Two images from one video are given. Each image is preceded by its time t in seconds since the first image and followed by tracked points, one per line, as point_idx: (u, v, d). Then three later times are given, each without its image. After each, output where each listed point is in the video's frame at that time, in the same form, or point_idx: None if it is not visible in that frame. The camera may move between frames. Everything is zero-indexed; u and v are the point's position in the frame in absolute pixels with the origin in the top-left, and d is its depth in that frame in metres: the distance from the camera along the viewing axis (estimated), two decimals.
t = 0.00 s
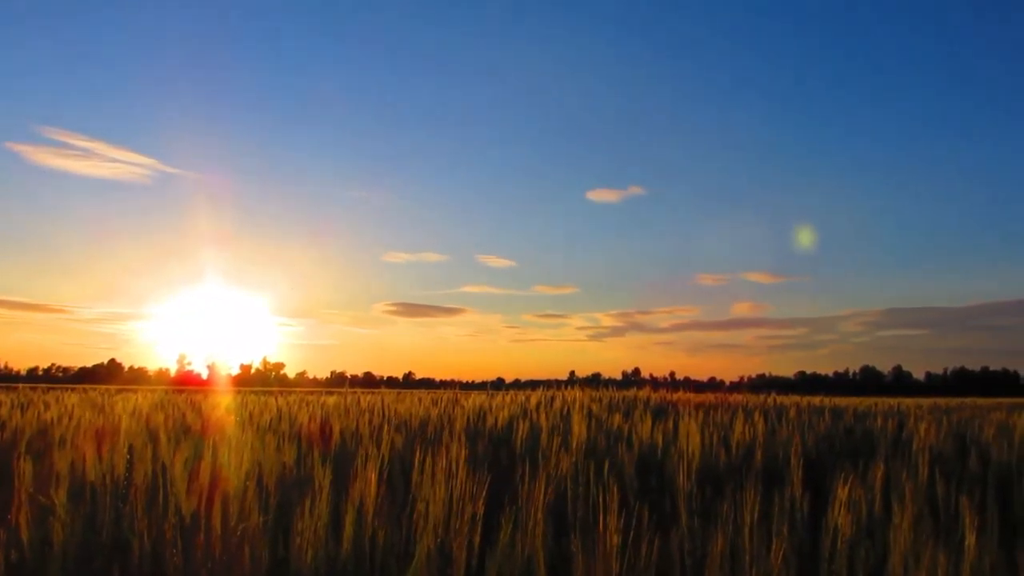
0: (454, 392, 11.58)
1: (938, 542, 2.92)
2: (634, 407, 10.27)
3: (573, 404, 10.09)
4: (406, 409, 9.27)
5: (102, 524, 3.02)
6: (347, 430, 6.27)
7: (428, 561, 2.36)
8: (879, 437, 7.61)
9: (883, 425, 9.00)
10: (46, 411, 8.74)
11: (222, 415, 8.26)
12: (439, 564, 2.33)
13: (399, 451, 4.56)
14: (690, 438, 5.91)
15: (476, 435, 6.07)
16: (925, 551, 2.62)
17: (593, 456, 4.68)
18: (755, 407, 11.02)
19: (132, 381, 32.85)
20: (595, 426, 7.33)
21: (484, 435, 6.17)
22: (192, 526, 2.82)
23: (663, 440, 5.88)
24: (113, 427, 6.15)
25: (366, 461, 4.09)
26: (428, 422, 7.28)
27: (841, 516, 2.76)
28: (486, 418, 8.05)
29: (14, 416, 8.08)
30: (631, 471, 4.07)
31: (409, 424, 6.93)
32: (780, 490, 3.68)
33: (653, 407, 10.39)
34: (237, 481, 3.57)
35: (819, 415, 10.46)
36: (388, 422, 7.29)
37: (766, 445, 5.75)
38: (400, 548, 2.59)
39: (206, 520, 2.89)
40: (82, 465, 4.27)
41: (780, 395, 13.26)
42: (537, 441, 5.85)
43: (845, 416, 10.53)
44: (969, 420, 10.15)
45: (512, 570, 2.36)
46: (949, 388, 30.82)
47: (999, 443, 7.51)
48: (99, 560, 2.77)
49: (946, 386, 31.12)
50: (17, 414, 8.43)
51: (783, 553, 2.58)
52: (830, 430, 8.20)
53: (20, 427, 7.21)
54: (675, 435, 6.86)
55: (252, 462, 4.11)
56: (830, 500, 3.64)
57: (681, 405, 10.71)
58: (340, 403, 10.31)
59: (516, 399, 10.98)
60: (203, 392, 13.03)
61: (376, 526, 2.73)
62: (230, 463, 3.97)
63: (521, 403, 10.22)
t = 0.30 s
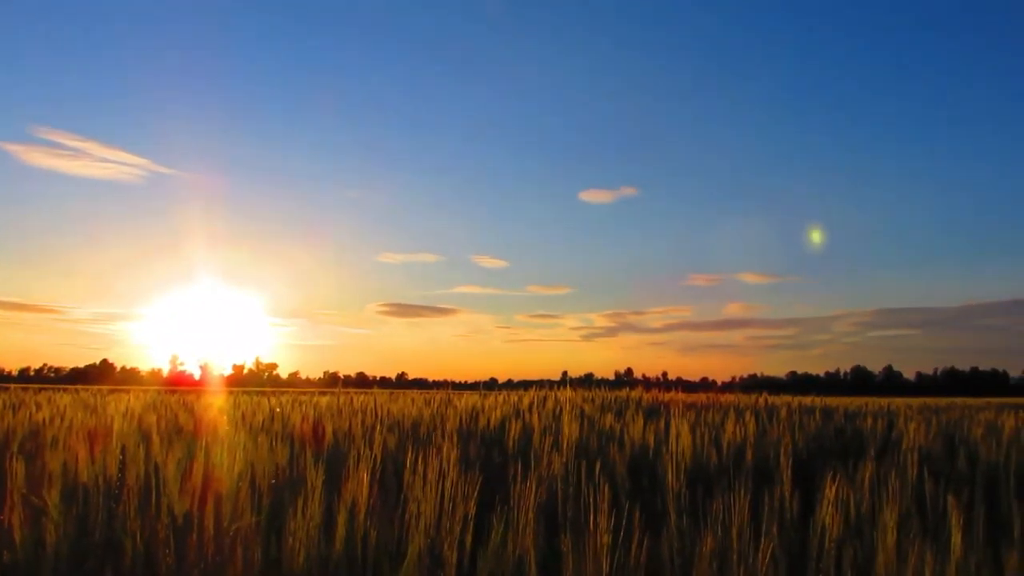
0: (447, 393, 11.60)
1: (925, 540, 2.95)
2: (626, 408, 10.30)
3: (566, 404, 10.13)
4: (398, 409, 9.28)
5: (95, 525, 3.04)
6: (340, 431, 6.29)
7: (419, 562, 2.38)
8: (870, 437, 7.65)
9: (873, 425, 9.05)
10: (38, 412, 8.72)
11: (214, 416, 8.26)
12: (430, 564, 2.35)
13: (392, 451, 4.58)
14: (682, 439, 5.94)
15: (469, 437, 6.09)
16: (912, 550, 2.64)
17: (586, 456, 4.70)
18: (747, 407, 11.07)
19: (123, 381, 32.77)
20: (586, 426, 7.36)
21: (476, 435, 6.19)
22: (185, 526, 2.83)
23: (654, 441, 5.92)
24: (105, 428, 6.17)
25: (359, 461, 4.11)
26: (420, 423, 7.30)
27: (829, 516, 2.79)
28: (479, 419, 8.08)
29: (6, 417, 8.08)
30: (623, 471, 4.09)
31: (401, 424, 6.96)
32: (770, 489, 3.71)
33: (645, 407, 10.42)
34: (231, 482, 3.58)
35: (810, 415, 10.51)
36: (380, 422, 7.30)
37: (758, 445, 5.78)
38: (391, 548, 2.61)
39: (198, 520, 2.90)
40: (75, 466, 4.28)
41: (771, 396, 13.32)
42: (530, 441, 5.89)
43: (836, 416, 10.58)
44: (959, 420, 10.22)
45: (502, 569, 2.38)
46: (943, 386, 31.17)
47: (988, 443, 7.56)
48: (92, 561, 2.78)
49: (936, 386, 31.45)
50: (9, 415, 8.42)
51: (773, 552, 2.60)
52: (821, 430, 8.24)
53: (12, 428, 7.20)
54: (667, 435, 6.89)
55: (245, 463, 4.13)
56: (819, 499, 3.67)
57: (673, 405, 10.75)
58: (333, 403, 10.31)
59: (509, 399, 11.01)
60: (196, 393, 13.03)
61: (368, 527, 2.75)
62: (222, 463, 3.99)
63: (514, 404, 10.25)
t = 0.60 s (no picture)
0: (437, 394, 11.62)
1: (907, 539, 2.98)
2: (616, 408, 10.34)
3: (556, 405, 10.16)
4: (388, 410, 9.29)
5: (82, 525, 3.04)
6: (330, 432, 6.30)
7: (405, 562, 2.40)
8: (857, 437, 7.70)
9: (861, 425, 9.11)
10: (26, 412, 8.70)
11: (204, 416, 8.26)
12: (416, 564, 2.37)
13: (380, 451, 4.60)
14: (670, 440, 5.97)
15: (458, 437, 6.11)
16: (894, 550, 2.68)
17: (574, 456, 4.73)
18: (736, 407, 11.12)
19: (113, 381, 32.66)
20: (576, 426, 7.39)
21: (466, 436, 6.20)
22: (173, 527, 2.84)
23: (643, 441, 5.95)
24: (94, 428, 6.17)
25: (347, 462, 4.12)
26: (410, 424, 7.32)
27: (811, 516, 2.82)
28: (469, 419, 8.10)
29: None
30: (611, 471, 4.11)
31: (390, 424, 6.97)
32: (756, 489, 3.74)
33: (635, 408, 10.46)
34: (219, 483, 3.59)
35: (799, 415, 10.57)
36: (370, 423, 7.31)
37: (745, 446, 5.82)
38: (378, 547, 2.62)
39: (186, 520, 2.91)
40: (63, 466, 4.28)
41: (761, 396, 13.38)
42: (519, 441, 5.91)
43: (825, 416, 10.65)
44: (946, 420, 10.29)
45: (488, 569, 2.40)
46: (931, 386, 31.41)
47: (974, 443, 7.62)
48: (79, 561, 2.79)
49: (925, 386, 31.67)
50: None
51: (756, 552, 2.63)
52: (809, 430, 8.29)
53: None
54: (656, 436, 6.92)
55: (234, 464, 4.14)
56: (803, 499, 3.70)
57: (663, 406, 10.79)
58: (323, 403, 10.31)
59: (499, 399, 11.04)
60: (186, 393, 13.01)
61: (355, 527, 2.77)
62: (211, 464, 4.00)
63: (504, 404, 10.28)
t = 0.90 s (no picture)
0: (426, 393, 11.61)
1: (889, 539, 3.01)
2: (605, 408, 10.36)
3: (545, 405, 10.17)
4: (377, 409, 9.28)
5: (67, 526, 3.03)
6: (318, 431, 6.28)
7: (390, 562, 2.41)
8: (844, 437, 7.73)
9: (849, 425, 9.16)
10: (13, 412, 8.64)
11: (192, 416, 8.23)
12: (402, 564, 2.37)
13: (368, 451, 4.59)
14: (659, 440, 5.99)
15: (447, 437, 6.11)
16: (876, 550, 2.70)
17: (561, 456, 4.74)
18: (724, 407, 11.15)
19: (101, 380, 32.50)
20: (564, 426, 7.40)
21: (454, 436, 6.20)
22: (158, 528, 2.83)
23: (631, 441, 5.97)
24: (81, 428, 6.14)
25: (334, 462, 4.12)
26: (399, 423, 7.31)
27: (794, 517, 2.84)
28: (457, 419, 8.10)
29: None
30: (598, 471, 4.13)
31: (379, 424, 6.97)
32: (742, 489, 3.75)
33: (624, 408, 10.48)
34: (205, 483, 3.58)
35: (787, 415, 10.62)
36: (358, 422, 7.30)
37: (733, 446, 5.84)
38: (363, 547, 2.62)
39: (172, 521, 2.90)
40: (48, 466, 4.26)
41: (750, 396, 13.44)
42: (507, 440, 5.93)
43: (813, 416, 10.70)
44: (933, 420, 10.35)
45: (473, 569, 2.41)
46: (918, 387, 31.63)
47: (960, 443, 7.66)
48: (63, 562, 2.78)
49: (912, 386, 31.91)
50: None
51: (739, 551, 2.65)
52: (796, 430, 8.32)
53: None
54: (644, 436, 6.94)
55: (221, 464, 4.13)
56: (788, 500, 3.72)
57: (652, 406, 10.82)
58: (312, 403, 10.28)
59: (489, 399, 11.04)
60: (174, 392, 12.96)
61: (341, 527, 2.77)
62: (198, 464, 3.98)
63: (493, 404, 10.28)
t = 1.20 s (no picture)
0: (415, 393, 11.62)
1: (872, 537, 3.05)
2: (594, 408, 10.40)
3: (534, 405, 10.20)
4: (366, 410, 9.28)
5: (52, 526, 3.03)
6: (306, 431, 6.29)
7: (377, 562, 2.42)
8: (831, 438, 7.78)
9: (836, 426, 9.23)
10: None
11: (179, 416, 8.21)
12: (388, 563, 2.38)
13: (355, 451, 4.60)
14: (648, 441, 6.01)
15: (435, 437, 6.13)
16: (859, 549, 2.73)
17: (551, 457, 4.76)
18: (713, 408, 11.21)
19: (88, 381, 32.32)
20: (553, 426, 7.41)
21: (443, 437, 6.21)
22: (143, 530, 2.84)
23: (619, 442, 5.99)
24: (66, 429, 6.11)
25: (321, 463, 4.13)
26: (387, 424, 7.32)
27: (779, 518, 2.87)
28: (446, 419, 8.12)
29: None
30: (585, 471, 4.16)
31: (368, 425, 6.97)
32: (728, 489, 3.78)
33: (613, 408, 10.52)
34: (192, 484, 3.58)
35: (774, 416, 10.68)
36: (347, 423, 7.30)
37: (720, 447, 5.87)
38: (349, 545, 2.63)
39: (157, 522, 2.91)
40: (33, 466, 4.25)
41: (738, 397, 13.51)
42: (495, 441, 5.95)
43: (801, 416, 10.77)
44: (918, 421, 10.41)
45: (459, 568, 2.43)
46: (905, 387, 31.86)
47: (946, 444, 7.73)
48: (48, 561, 2.78)
49: (899, 387, 32.14)
50: None
51: (723, 550, 2.68)
52: (783, 431, 8.37)
53: None
54: (632, 436, 6.97)
55: (208, 465, 4.13)
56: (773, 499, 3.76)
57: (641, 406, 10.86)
58: (300, 404, 10.26)
59: (477, 400, 11.06)
60: (162, 393, 12.92)
61: (327, 527, 2.77)
62: (185, 465, 3.99)
63: (482, 404, 10.30)
